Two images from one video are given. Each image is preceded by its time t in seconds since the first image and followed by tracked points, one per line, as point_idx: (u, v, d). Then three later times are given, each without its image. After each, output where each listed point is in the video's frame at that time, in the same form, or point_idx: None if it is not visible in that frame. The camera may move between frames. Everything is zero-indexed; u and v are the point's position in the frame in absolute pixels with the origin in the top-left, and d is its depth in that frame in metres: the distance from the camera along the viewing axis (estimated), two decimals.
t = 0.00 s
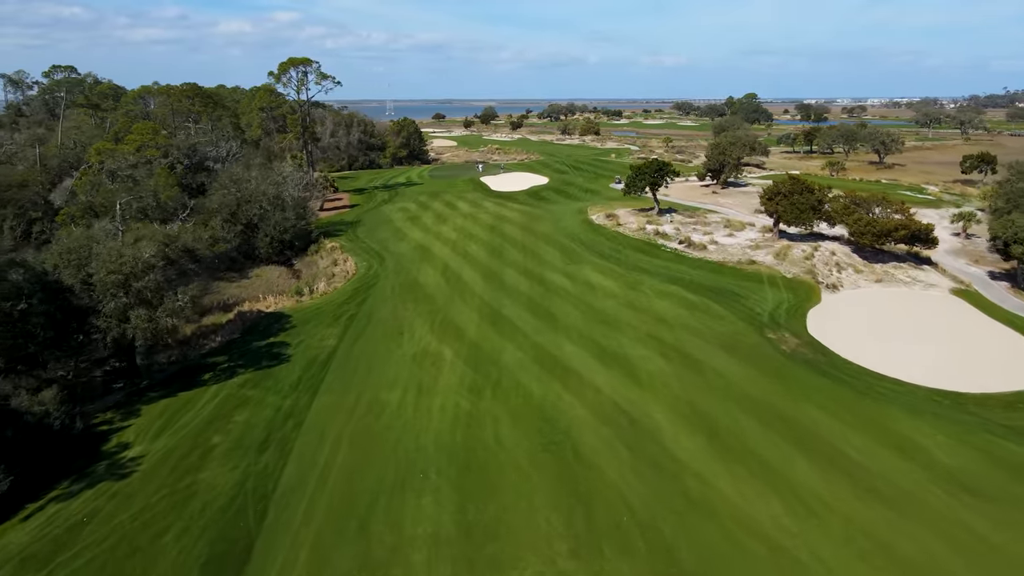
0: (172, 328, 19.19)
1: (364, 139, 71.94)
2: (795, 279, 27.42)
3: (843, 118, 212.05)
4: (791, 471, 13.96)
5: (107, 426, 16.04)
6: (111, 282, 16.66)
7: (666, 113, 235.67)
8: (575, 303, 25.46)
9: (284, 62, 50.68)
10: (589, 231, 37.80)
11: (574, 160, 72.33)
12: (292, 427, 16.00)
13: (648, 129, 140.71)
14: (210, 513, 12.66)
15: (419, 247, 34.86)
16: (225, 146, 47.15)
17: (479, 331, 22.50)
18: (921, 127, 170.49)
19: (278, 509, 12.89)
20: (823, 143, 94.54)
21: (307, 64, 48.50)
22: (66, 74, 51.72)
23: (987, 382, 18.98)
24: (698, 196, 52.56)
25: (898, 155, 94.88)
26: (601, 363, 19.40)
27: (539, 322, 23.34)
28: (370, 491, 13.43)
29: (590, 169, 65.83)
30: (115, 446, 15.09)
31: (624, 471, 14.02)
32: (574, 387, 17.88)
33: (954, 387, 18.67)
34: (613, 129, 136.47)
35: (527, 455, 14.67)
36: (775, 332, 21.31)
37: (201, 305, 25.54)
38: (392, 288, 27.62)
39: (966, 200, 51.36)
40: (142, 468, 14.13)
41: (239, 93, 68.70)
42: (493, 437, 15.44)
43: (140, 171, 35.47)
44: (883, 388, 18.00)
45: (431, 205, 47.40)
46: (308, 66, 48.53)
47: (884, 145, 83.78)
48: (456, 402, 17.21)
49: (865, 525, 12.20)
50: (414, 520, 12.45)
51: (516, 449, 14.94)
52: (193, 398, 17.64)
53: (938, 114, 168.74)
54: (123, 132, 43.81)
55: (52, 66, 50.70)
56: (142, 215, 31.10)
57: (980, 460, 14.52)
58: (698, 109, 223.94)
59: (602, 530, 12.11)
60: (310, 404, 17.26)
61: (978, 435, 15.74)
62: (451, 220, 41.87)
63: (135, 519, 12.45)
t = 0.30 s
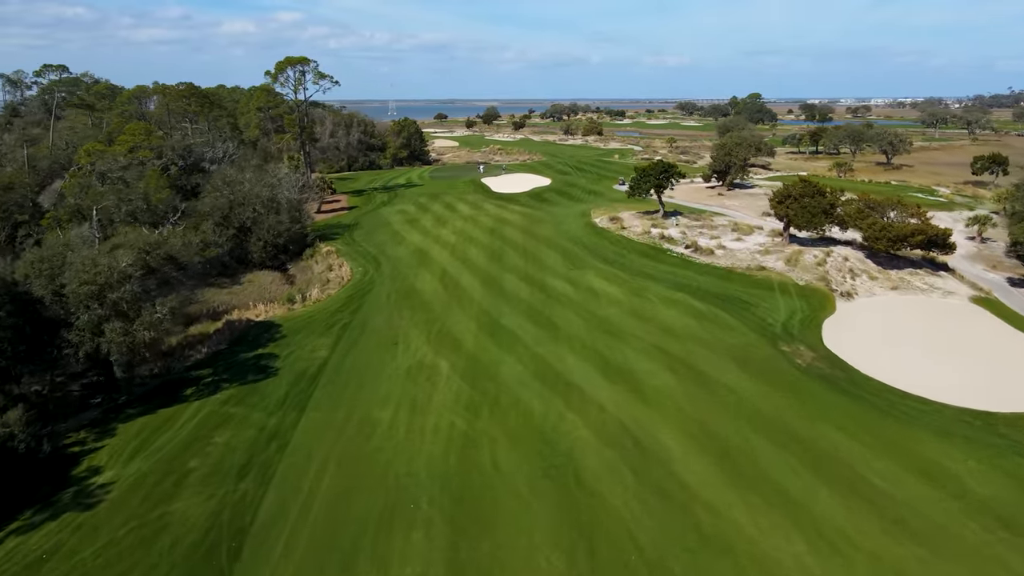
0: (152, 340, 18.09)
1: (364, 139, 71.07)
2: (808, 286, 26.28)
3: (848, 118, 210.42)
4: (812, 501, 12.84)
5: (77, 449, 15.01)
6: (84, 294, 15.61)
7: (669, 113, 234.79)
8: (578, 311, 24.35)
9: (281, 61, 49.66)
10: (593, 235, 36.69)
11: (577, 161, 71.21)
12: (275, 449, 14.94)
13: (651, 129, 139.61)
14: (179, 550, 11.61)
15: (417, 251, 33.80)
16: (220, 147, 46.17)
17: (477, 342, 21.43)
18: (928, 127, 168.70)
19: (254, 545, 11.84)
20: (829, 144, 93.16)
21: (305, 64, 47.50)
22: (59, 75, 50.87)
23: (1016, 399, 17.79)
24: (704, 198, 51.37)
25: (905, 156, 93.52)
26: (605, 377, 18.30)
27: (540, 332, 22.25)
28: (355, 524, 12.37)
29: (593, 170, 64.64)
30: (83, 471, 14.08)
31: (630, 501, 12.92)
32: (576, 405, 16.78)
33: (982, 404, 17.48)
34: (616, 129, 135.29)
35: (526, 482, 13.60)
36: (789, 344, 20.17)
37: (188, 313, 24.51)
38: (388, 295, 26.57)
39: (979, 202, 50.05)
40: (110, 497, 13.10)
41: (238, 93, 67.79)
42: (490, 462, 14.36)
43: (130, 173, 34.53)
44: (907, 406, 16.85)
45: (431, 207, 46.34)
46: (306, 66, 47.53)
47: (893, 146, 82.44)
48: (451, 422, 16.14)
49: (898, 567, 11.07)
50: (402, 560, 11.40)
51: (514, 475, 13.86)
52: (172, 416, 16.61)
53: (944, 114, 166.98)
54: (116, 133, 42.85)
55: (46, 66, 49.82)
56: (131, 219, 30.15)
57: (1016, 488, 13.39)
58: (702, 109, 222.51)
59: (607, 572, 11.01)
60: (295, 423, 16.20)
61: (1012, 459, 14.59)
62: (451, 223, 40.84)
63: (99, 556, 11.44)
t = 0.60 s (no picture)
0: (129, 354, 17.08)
1: (364, 140, 70.17)
2: (821, 295, 25.18)
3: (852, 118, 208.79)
4: (836, 538, 11.78)
5: (45, 474, 14.03)
6: (52, 308, 14.61)
7: (672, 113, 233.41)
8: (581, 321, 23.31)
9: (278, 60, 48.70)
10: (596, 239, 35.65)
11: (580, 162, 70.17)
12: (256, 475, 13.91)
13: (654, 129, 138.37)
14: None
15: (415, 256, 32.81)
16: (216, 148, 45.22)
17: (475, 355, 20.41)
18: (934, 127, 167.05)
19: None
20: (836, 145, 91.86)
21: (302, 63, 46.56)
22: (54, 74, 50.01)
23: None
24: (710, 200, 50.24)
25: (913, 157, 92.08)
26: (609, 395, 17.26)
27: (541, 344, 21.21)
28: (338, 562, 11.33)
29: (596, 171, 63.59)
30: (48, 500, 13.09)
31: (639, 537, 11.85)
32: (579, 426, 15.77)
33: (1013, 424, 16.34)
34: (619, 129, 134.00)
35: (525, 513, 12.56)
36: (804, 358, 19.09)
37: (175, 322, 23.50)
38: (383, 303, 25.54)
39: (993, 205, 48.79)
40: (72, 531, 12.07)
41: (236, 94, 66.92)
42: (486, 490, 13.30)
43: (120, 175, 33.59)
44: (933, 428, 15.76)
45: (431, 210, 45.36)
46: (303, 64, 46.58)
47: (900, 146, 81.13)
48: (445, 444, 15.09)
49: None
50: None
51: (512, 506, 12.80)
52: (149, 436, 15.59)
53: (951, 114, 165.24)
54: (108, 134, 41.95)
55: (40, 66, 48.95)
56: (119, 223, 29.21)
57: None
58: (705, 109, 221.15)
59: None
60: (279, 445, 15.18)
61: None
62: (450, 226, 39.85)
63: None
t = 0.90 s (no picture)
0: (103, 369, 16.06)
1: (364, 140, 69.18)
2: (835, 304, 24.04)
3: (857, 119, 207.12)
4: None
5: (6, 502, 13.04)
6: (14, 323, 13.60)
7: (675, 112, 232.28)
8: (584, 332, 22.22)
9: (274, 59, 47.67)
10: (599, 244, 34.56)
11: (583, 162, 69.07)
12: (232, 505, 12.91)
13: (657, 129, 137.29)
14: None
15: (412, 261, 31.77)
16: (210, 148, 44.25)
17: (472, 369, 19.36)
18: (940, 127, 165.37)
19: None
20: (842, 145, 90.52)
21: (298, 62, 45.54)
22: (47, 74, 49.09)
23: None
24: (716, 202, 49.06)
25: (921, 158, 90.66)
26: (614, 416, 16.19)
27: (542, 357, 20.14)
28: None
29: (599, 172, 62.47)
30: (6, 533, 12.10)
31: None
32: (581, 450, 14.70)
33: None
34: (622, 130, 132.75)
35: (522, 550, 11.51)
36: (821, 375, 17.97)
37: (160, 332, 22.50)
38: (377, 312, 24.47)
39: (1007, 207, 47.50)
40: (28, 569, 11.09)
41: (234, 94, 65.98)
42: (480, 522, 12.28)
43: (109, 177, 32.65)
44: (963, 452, 14.63)
45: (430, 212, 44.33)
46: (299, 64, 45.57)
47: (908, 147, 79.77)
48: (438, 470, 14.03)
49: None
50: None
51: (508, 541, 11.76)
52: (122, 459, 14.61)
53: (957, 114, 163.50)
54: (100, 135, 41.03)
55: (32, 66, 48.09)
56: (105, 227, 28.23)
57: None
58: (708, 108, 219.89)
59: None
60: (260, 470, 14.16)
61: None
62: (450, 230, 38.79)
63: None
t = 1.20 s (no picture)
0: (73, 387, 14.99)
1: (364, 141, 68.23)
2: (852, 313, 22.89)
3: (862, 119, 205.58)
4: None
5: None
6: None
7: (678, 112, 231.01)
8: (588, 344, 21.14)
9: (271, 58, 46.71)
10: (603, 248, 33.49)
11: (586, 163, 68.01)
12: (206, 540, 11.89)
13: (661, 129, 136.03)
14: None
15: (410, 266, 30.75)
16: (204, 149, 43.29)
17: (469, 384, 18.31)
18: (947, 127, 163.71)
19: None
20: (848, 146, 89.29)
21: (295, 61, 44.57)
22: (40, 74, 48.21)
23: None
24: (722, 205, 47.90)
25: (929, 159, 89.26)
26: (621, 439, 15.10)
27: (544, 371, 19.07)
28: None
29: (603, 173, 61.37)
30: None
31: None
32: (585, 479, 13.60)
33: None
34: (625, 130, 131.52)
35: None
36: (841, 394, 16.84)
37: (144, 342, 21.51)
38: (371, 322, 23.43)
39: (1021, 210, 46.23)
40: None
41: (232, 94, 65.08)
42: (475, 562, 11.24)
43: (97, 179, 31.69)
44: (1000, 482, 13.49)
45: (430, 215, 43.32)
46: (296, 62, 44.59)
47: (917, 148, 78.51)
48: (430, 500, 12.99)
49: None
50: None
51: None
52: (92, 485, 13.60)
53: (964, 114, 161.91)
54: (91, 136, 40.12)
55: (25, 65, 47.28)
56: (92, 232, 27.33)
57: None
58: (711, 109, 218.62)
59: None
60: (239, 499, 13.16)
61: None
62: (449, 233, 37.78)
63: None
